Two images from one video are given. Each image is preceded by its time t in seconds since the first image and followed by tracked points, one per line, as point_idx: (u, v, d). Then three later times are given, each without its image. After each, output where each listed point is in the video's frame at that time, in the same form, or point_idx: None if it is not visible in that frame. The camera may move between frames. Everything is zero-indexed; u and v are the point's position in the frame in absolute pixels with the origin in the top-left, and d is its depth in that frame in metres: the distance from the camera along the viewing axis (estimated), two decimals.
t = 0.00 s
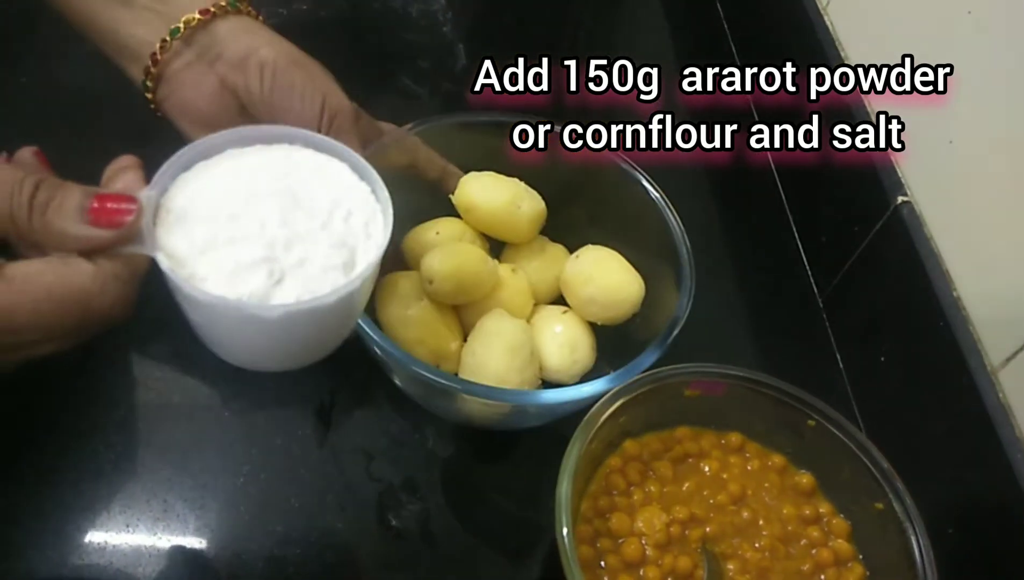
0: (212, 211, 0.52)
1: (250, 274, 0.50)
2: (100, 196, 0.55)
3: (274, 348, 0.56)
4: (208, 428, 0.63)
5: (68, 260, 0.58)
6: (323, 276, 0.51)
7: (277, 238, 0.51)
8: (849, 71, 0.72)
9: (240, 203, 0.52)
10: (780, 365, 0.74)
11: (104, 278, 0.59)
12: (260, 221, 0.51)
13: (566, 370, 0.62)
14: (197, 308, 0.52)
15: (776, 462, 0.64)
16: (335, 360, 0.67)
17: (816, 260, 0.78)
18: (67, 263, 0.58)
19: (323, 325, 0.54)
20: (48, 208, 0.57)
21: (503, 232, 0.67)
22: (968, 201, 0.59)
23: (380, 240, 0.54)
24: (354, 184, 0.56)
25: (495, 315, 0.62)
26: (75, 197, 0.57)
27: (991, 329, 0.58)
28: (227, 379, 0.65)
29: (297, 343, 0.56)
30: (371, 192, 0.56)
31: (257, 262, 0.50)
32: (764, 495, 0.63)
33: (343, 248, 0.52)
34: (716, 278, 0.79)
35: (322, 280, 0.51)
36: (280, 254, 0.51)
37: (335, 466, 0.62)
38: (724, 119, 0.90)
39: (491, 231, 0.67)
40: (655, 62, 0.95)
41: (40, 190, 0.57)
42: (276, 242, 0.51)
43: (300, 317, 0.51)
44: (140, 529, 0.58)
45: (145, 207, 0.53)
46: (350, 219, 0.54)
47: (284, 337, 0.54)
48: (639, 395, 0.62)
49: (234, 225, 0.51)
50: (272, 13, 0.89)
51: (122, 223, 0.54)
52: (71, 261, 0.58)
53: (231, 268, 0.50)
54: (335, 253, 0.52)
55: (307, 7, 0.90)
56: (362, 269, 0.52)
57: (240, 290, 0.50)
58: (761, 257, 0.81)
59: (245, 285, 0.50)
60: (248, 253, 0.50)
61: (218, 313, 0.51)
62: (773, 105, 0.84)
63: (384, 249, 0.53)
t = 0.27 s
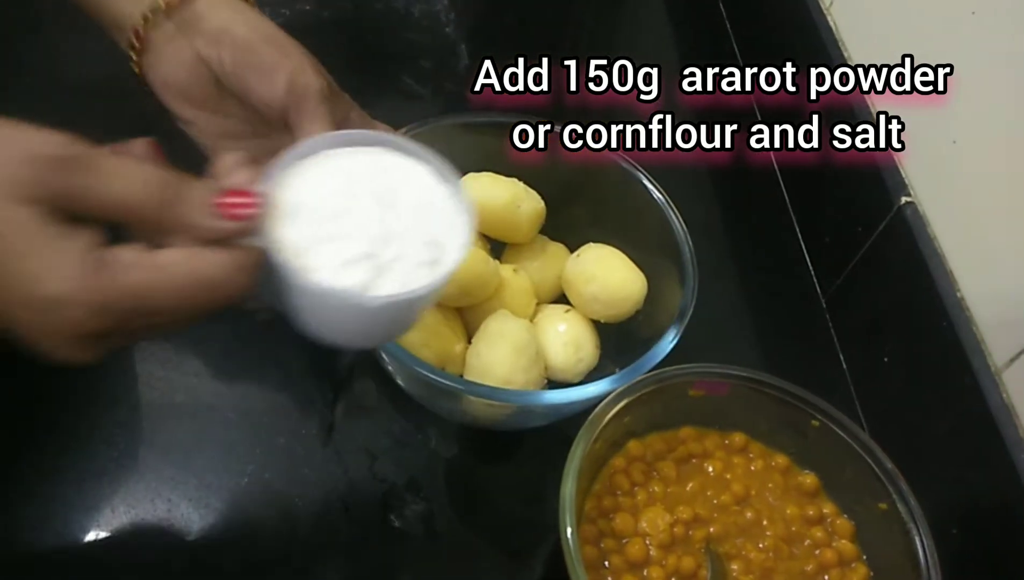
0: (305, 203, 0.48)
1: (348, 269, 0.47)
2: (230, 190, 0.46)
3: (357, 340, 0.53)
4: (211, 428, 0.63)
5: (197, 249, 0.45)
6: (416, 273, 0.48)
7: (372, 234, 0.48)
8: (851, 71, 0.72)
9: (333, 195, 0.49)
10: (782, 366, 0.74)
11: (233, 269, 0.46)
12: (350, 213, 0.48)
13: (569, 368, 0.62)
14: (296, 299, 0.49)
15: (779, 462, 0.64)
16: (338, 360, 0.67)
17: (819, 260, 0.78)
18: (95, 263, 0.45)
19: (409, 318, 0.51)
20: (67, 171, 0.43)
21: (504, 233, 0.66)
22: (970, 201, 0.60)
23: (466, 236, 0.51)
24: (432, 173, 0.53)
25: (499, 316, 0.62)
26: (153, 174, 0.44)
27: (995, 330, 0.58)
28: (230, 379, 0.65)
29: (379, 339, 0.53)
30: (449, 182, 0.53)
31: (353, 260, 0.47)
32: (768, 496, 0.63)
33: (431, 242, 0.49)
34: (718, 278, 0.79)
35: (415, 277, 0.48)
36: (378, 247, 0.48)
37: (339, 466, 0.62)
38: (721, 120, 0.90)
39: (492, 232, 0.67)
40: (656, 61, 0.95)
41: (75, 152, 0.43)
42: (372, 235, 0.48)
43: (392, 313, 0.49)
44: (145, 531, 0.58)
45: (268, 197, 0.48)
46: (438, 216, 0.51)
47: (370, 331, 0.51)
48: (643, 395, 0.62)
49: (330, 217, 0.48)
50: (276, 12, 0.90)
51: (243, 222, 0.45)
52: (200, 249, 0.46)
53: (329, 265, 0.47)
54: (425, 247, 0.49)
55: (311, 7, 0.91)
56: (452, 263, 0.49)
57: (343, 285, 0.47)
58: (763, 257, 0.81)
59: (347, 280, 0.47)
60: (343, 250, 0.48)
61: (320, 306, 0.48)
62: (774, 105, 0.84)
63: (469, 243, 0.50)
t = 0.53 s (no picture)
0: (372, 186, 0.51)
1: (412, 245, 0.49)
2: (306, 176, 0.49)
3: (412, 318, 0.55)
4: (211, 429, 0.63)
5: (283, 230, 0.49)
6: (475, 249, 0.51)
7: (433, 214, 0.50)
8: (850, 71, 0.72)
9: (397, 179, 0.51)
10: (782, 367, 0.74)
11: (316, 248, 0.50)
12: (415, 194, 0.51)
13: (569, 368, 0.62)
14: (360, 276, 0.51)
15: (777, 463, 0.64)
16: (337, 361, 0.67)
17: (818, 261, 0.78)
18: (193, 245, 0.48)
19: (465, 295, 0.54)
20: (165, 160, 0.48)
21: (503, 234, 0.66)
22: (970, 203, 0.59)
23: (516, 217, 0.53)
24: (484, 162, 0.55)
25: (498, 316, 0.62)
26: (235, 160, 0.48)
27: (994, 331, 0.58)
28: (229, 380, 0.65)
29: (429, 318, 0.55)
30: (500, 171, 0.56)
31: (417, 237, 0.50)
32: (767, 497, 0.63)
33: (487, 222, 0.52)
34: (718, 279, 0.79)
35: (474, 253, 0.51)
36: (441, 225, 0.50)
37: (338, 467, 0.62)
38: (723, 119, 0.90)
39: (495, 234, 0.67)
40: (656, 61, 0.95)
41: (172, 143, 0.48)
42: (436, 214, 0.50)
43: (453, 287, 0.51)
44: (144, 531, 0.58)
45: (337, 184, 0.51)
46: (491, 198, 0.53)
47: (425, 308, 0.53)
48: (642, 397, 0.62)
49: (397, 198, 0.51)
50: (275, 14, 0.90)
51: (322, 202, 0.48)
52: (286, 230, 0.49)
53: (396, 242, 0.49)
54: (482, 227, 0.51)
55: (311, 9, 0.91)
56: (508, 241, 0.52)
57: (409, 259, 0.49)
58: (762, 257, 0.81)
59: (413, 255, 0.49)
60: (407, 229, 0.50)
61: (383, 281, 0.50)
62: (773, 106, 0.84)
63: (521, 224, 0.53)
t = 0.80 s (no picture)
0: (366, 193, 0.51)
1: (405, 253, 0.49)
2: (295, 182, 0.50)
3: (408, 327, 0.55)
4: (206, 431, 0.63)
5: (272, 239, 0.52)
6: (469, 256, 0.51)
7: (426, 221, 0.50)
8: (849, 70, 0.72)
9: (390, 187, 0.51)
10: (777, 368, 0.74)
11: (306, 256, 0.52)
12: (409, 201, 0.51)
13: (565, 370, 0.63)
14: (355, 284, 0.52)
15: (772, 464, 0.64)
16: (332, 363, 0.68)
17: (814, 262, 0.78)
18: (181, 254, 0.51)
19: (460, 303, 0.54)
20: (152, 170, 0.49)
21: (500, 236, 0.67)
22: (968, 204, 0.59)
23: (511, 223, 0.53)
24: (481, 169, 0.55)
25: (493, 317, 0.62)
26: (222, 168, 0.50)
27: (988, 332, 0.58)
28: (224, 381, 0.66)
29: (426, 325, 0.55)
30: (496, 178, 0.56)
31: (410, 245, 0.50)
32: (762, 498, 0.63)
33: (481, 230, 0.52)
34: (714, 280, 0.79)
35: (468, 260, 0.51)
36: (433, 233, 0.50)
37: (333, 468, 0.62)
38: (722, 119, 0.90)
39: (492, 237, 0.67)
40: (653, 62, 0.95)
41: (158, 150, 0.50)
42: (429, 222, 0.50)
43: (447, 295, 0.51)
44: (139, 531, 0.58)
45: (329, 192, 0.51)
46: (485, 205, 0.53)
47: (421, 316, 0.53)
48: (638, 398, 0.62)
49: (390, 205, 0.51)
50: (272, 17, 0.90)
51: (311, 209, 0.50)
52: (274, 238, 0.52)
53: (388, 250, 0.49)
54: (476, 234, 0.51)
55: (307, 12, 0.91)
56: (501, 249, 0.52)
57: (401, 267, 0.49)
58: (759, 259, 0.81)
59: (404, 263, 0.49)
60: (400, 236, 0.50)
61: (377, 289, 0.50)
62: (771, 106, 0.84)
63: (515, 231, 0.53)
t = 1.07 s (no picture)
0: (348, 207, 0.52)
1: (387, 267, 0.50)
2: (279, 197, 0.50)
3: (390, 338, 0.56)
4: (204, 431, 0.63)
5: (258, 255, 0.52)
6: (450, 270, 0.51)
7: (408, 236, 0.51)
8: (849, 70, 0.72)
9: (371, 201, 0.52)
10: (774, 368, 0.74)
11: (291, 270, 0.52)
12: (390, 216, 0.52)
13: (563, 371, 0.63)
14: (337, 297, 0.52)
15: (769, 465, 0.64)
16: (330, 364, 0.68)
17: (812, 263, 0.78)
18: (168, 271, 0.51)
19: (441, 315, 0.54)
20: (135, 187, 0.50)
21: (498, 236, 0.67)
22: (966, 205, 0.59)
23: (492, 236, 0.54)
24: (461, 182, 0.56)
25: (491, 318, 0.62)
26: (207, 184, 0.50)
27: (985, 333, 0.58)
28: (221, 382, 0.66)
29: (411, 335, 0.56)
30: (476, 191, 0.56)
31: (392, 259, 0.50)
32: (760, 499, 0.63)
33: (462, 243, 0.53)
34: (712, 280, 0.79)
35: (449, 274, 0.51)
36: (415, 247, 0.51)
37: (331, 469, 0.62)
38: (721, 120, 0.90)
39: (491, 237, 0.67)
40: (653, 62, 0.95)
41: (143, 168, 0.50)
42: (410, 236, 0.51)
43: (429, 308, 0.52)
44: (137, 532, 0.58)
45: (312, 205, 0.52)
46: (465, 218, 0.54)
47: (404, 328, 0.54)
48: (635, 398, 0.62)
49: (372, 219, 0.51)
50: (271, 18, 0.90)
51: (296, 224, 0.49)
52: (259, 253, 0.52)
53: (371, 264, 0.50)
54: (457, 248, 0.52)
55: (305, 13, 0.91)
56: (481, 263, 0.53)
57: (384, 280, 0.50)
58: (757, 260, 0.81)
59: (387, 277, 0.50)
60: (383, 250, 0.51)
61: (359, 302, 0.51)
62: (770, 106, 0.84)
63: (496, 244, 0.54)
